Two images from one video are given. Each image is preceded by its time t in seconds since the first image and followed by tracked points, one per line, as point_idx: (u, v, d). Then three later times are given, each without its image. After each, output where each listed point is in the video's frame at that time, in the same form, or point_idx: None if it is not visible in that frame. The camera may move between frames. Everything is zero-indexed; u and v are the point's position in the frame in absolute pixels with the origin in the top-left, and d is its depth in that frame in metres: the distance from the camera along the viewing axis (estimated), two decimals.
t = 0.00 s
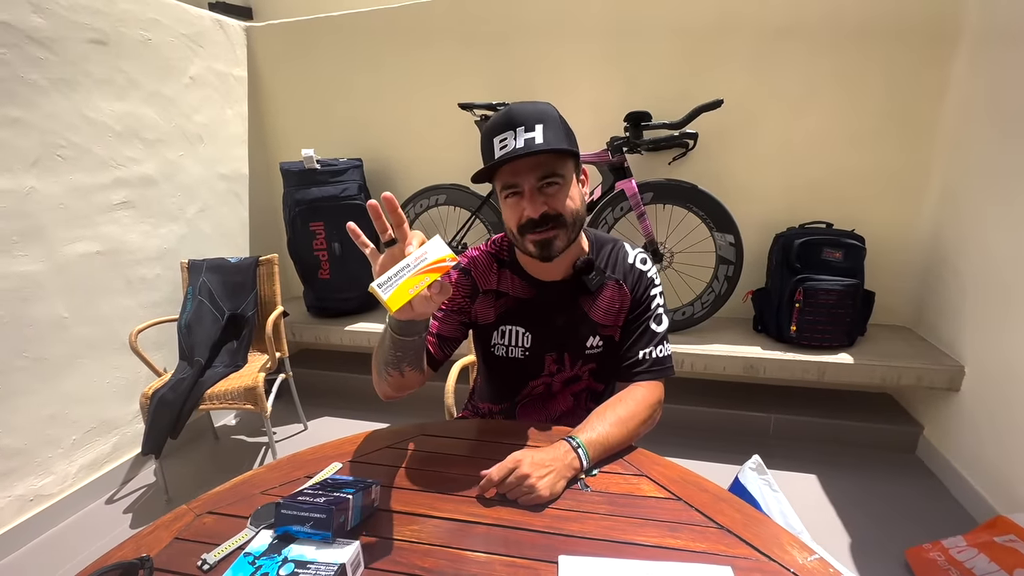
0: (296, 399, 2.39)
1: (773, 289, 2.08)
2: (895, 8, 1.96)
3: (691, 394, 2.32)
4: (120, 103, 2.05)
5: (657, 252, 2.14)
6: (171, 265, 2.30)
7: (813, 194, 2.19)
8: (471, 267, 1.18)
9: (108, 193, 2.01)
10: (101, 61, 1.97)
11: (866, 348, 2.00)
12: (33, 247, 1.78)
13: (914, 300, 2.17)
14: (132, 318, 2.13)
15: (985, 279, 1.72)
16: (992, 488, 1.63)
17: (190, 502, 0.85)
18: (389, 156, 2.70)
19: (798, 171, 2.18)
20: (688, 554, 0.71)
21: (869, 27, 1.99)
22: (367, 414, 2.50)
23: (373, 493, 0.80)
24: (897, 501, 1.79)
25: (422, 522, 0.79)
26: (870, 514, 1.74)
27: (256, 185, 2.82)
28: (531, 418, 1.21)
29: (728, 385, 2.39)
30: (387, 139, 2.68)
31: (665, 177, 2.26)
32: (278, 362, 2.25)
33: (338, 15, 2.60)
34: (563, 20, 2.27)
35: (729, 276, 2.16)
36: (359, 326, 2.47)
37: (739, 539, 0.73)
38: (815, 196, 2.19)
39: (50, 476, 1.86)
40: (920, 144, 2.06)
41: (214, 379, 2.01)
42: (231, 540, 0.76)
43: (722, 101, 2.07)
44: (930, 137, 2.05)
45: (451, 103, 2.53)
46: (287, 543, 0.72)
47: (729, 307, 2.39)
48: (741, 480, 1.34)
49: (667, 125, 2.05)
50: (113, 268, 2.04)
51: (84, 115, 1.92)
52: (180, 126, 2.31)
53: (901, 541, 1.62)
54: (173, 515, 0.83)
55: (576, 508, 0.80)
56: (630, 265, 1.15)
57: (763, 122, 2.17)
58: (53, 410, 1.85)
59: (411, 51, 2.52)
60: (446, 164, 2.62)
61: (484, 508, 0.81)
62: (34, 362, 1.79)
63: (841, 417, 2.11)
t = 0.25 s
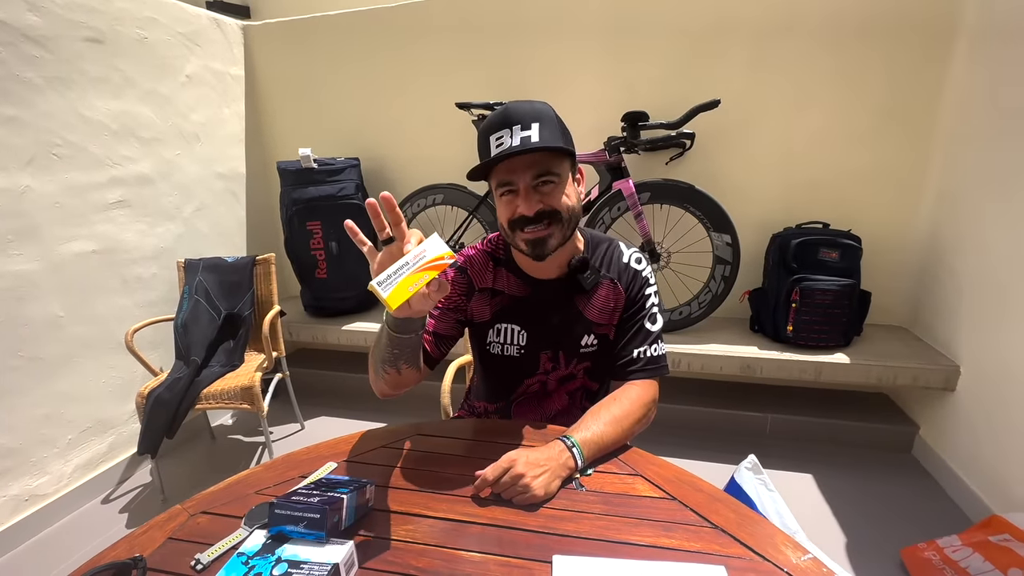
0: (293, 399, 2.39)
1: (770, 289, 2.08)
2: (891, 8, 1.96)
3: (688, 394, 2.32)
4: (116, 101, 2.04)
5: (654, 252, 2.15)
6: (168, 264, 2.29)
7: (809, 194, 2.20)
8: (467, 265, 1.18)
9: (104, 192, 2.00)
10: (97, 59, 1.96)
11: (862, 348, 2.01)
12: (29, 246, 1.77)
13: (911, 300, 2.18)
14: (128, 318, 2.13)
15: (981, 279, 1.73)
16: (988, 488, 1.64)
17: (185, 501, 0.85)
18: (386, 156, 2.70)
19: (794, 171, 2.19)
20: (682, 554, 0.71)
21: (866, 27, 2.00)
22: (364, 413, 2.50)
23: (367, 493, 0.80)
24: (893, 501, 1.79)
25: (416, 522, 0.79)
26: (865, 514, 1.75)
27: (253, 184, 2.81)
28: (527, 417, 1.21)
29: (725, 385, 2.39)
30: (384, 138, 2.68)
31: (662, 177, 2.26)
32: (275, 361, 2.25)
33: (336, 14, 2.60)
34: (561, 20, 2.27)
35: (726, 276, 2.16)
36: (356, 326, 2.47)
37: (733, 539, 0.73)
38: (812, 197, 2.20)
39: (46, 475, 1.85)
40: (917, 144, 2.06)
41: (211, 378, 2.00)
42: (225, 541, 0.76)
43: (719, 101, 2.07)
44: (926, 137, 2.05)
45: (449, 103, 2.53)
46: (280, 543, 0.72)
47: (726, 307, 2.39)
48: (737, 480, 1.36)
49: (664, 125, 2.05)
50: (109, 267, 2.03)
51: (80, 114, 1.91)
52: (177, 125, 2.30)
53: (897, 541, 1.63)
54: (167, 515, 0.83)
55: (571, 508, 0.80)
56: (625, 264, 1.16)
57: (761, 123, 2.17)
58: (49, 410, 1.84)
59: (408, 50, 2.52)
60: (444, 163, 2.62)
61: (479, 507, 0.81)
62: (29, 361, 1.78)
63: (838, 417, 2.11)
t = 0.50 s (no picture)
0: (288, 399, 2.38)
1: (766, 289, 2.08)
2: (887, 9, 1.96)
3: (684, 394, 2.32)
4: (111, 99, 2.03)
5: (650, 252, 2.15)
6: (163, 264, 2.28)
7: (805, 194, 2.20)
8: (462, 263, 1.20)
9: (98, 191, 1.99)
10: (91, 57, 1.95)
11: (858, 348, 2.01)
12: (22, 245, 1.76)
13: (907, 299, 2.18)
14: (122, 317, 2.11)
15: (976, 280, 1.73)
16: (982, 488, 1.64)
17: (176, 502, 0.85)
18: (383, 155, 2.69)
19: (791, 171, 2.19)
20: (675, 554, 0.71)
21: (862, 27, 2.00)
22: (361, 413, 2.50)
23: (360, 494, 0.81)
24: (889, 500, 1.80)
25: (409, 523, 0.78)
26: (861, 513, 1.75)
27: (249, 183, 2.80)
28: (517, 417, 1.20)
29: (722, 385, 2.39)
30: (381, 138, 2.67)
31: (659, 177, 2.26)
32: (270, 361, 2.24)
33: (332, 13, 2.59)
34: (558, 19, 2.27)
35: (722, 276, 2.16)
36: (352, 325, 2.46)
37: (727, 539, 0.73)
38: (809, 197, 2.20)
39: (39, 476, 1.84)
40: (912, 145, 2.07)
41: (206, 378, 2.00)
42: (216, 541, 0.76)
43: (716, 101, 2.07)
44: (922, 138, 2.06)
45: (445, 102, 2.52)
46: (272, 545, 0.72)
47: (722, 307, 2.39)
48: (732, 480, 1.35)
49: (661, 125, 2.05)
50: (103, 266, 2.02)
51: (74, 112, 1.90)
52: (172, 123, 2.29)
53: (891, 540, 1.63)
54: (159, 517, 0.82)
55: (565, 508, 0.80)
56: (620, 266, 1.14)
57: (757, 123, 2.18)
58: (42, 410, 1.83)
59: (405, 49, 2.52)
60: (441, 162, 2.61)
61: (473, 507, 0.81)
62: (22, 361, 1.77)
63: (833, 417, 2.12)
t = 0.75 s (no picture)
0: (285, 399, 2.38)
1: (762, 290, 2.09)
2: (883, 10, 1.97)
3: (680, 395, 2.32)
4: (107, 98, 2.02)
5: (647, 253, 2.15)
6: (159, 263, 2.27)
7: (802, 195, 2.20)
8: (449, 265, 1.24)
9: (93, 190, 1.98)
10: (86, 55, 1.94)
11: (854, 348, 2.01)
12: (17, 244, 1.75)
13: (902, 300, 2.19)
14: (118, 317, 2.11)
15: (971, 281, 1.74)
16: (977, 488, 1.65)
17: (169, 504, 0.85)
18: (380, 154, 2.69)
19: (787, 171, 2.19)
20: (669, 556, 0.71)
21: (858, 28, 2.00)
22: (358, 413, 2.49)
23: (353, 495, 0.81)
24: (885, 501, 1.80)
25: (403, 524, 0.78)
26: (857, 514, 1.75)
27: (246, 182, 2.79)
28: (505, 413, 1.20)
29: (718, 386, 2.40)
30: (378, 137, 2.67)
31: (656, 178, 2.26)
32: (266, 361, 2.23)
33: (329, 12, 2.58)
34: (556, 19, 2.27)
35: (719, 276, 2.16)
36: (349, 326, 2.46)
37: (720, 540, 0.73)
38: (805, 198, 2.20)
39: (34, 476, 1.83)
40: (909, 146, 2.07)
41: (201, 378, 1.99)
42: (208, 543, 0.75)
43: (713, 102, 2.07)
44: (918, 138, 2.06)
45: (443, 102, 2.52)
46: (264, 546, 0.72)
47: (719, 307, 2.40)
48: (728, 480, 1.35)
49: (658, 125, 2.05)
50: (99, 266, 2.01)
51: (70, 111, 1.90)
52: (168, 123, 2.28)
53: (887, 541, 1.63)
54: (150, 519, 0.82)
55: (558, 508, 0.80)
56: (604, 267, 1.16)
57: (754, 124, 2.18)
58: (37, 410, 1.83)
59: (402, 48, 2.51)
60: (437, 162, 2.61)
61: (466, 508, 0.81)
62: (17, 361, 1.76)
63: (829, 418, 2.12)
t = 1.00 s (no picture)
0: (282, 398, 2.37)
1: (760, 290, 2.09)
2: (881, 10, 1.97)
3: (678, 394, 2.33)
4: (104, 97, 2.02)
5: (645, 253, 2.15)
6: (156, 262, 2.27)
7: (800, 195, 2.21)
8: (432, 266, 1.24)
9: (91, 189, 1.98)
10: (83, 54, 1.94)
11: (851, 348, 2.02)
12: (14, 243, 1.75)
13: (900, 300, 2.19)
14: (115, 316, 2.10)
15: (967, 281, 1.74)
16: (973, 488, 1.65)
17: (165, 503, 0.84)
18: (378, 154, 2.69)
19: (785, 171, 2.20)
20: (665, 555, 0.71)
21: (856, 29, 2.01)
22: (355, 412, 2.49)
23: (350, 494, 0.81)
24: (882, 501, 1.80)
25: (399, 524, 0.78)
26: (854, 514, 1.75)
27: (244, 181, 2.79)
28: (497, 408, 1.22)
29: (716, 385, 2.40)
30: (376, 137, 2.67)
31: (654, 178, 2.26)
32: (264, 361, 2.23)
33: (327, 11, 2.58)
34: (554, 18, 2.27)
35: (717, 276, 2.16)
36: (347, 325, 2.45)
37: (716, 539, 0.73)
38: (803, 198, 2.21)
39: (30, 476, 1.83)
40: (906, 147, 2.08)
41: (199, 378, 1.98)
42: (204, 542, 0.75)
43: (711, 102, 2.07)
44: (915, 139, 2.06)
45: (441, 101, 2.51)
46: (259, 546, 0.72)
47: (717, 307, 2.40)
48: (725, 480, 1.35)
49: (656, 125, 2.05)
50: (96, 264, 2.01)
51: (67, 110, 1.89)
52: (166, 121, 2.28)
53: (884, 540, 1.63)
54: (146, 518, 0.82)
55: (554, 508, 0.80)
56: (587, 256, 1.18)
57: (752, 124, 2.18)
58: (34, 409, 1.82)
59: (401, 47, 2.51)
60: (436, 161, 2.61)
61: (463, 507, 0.81)
62: (13, 360, 1.76)
63: (826, 418, 2.12)
